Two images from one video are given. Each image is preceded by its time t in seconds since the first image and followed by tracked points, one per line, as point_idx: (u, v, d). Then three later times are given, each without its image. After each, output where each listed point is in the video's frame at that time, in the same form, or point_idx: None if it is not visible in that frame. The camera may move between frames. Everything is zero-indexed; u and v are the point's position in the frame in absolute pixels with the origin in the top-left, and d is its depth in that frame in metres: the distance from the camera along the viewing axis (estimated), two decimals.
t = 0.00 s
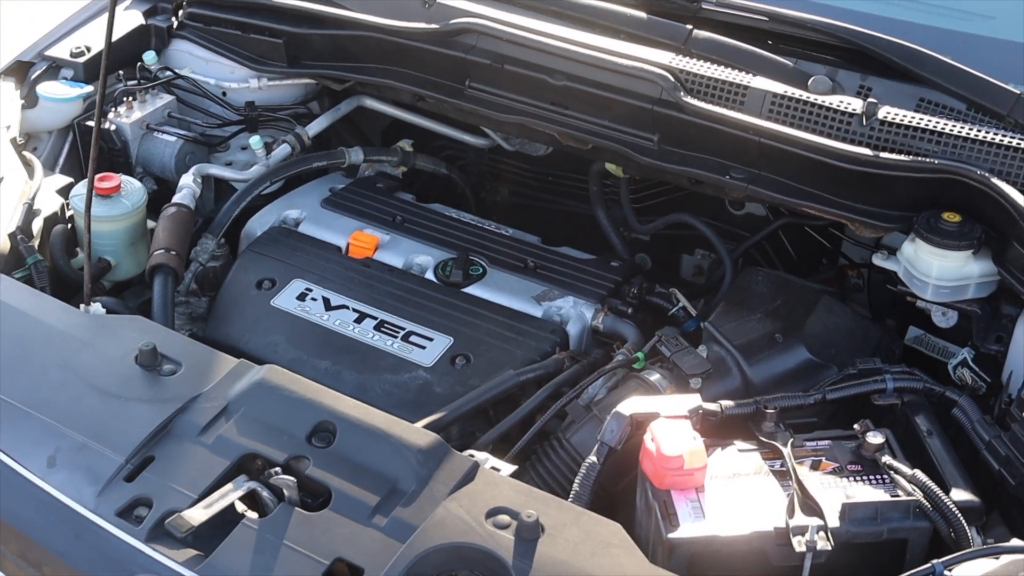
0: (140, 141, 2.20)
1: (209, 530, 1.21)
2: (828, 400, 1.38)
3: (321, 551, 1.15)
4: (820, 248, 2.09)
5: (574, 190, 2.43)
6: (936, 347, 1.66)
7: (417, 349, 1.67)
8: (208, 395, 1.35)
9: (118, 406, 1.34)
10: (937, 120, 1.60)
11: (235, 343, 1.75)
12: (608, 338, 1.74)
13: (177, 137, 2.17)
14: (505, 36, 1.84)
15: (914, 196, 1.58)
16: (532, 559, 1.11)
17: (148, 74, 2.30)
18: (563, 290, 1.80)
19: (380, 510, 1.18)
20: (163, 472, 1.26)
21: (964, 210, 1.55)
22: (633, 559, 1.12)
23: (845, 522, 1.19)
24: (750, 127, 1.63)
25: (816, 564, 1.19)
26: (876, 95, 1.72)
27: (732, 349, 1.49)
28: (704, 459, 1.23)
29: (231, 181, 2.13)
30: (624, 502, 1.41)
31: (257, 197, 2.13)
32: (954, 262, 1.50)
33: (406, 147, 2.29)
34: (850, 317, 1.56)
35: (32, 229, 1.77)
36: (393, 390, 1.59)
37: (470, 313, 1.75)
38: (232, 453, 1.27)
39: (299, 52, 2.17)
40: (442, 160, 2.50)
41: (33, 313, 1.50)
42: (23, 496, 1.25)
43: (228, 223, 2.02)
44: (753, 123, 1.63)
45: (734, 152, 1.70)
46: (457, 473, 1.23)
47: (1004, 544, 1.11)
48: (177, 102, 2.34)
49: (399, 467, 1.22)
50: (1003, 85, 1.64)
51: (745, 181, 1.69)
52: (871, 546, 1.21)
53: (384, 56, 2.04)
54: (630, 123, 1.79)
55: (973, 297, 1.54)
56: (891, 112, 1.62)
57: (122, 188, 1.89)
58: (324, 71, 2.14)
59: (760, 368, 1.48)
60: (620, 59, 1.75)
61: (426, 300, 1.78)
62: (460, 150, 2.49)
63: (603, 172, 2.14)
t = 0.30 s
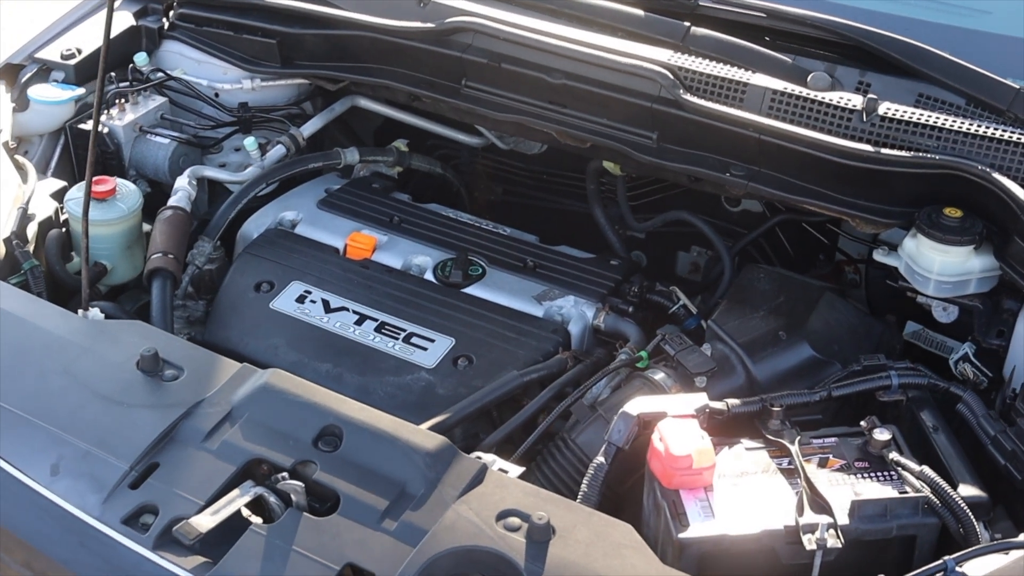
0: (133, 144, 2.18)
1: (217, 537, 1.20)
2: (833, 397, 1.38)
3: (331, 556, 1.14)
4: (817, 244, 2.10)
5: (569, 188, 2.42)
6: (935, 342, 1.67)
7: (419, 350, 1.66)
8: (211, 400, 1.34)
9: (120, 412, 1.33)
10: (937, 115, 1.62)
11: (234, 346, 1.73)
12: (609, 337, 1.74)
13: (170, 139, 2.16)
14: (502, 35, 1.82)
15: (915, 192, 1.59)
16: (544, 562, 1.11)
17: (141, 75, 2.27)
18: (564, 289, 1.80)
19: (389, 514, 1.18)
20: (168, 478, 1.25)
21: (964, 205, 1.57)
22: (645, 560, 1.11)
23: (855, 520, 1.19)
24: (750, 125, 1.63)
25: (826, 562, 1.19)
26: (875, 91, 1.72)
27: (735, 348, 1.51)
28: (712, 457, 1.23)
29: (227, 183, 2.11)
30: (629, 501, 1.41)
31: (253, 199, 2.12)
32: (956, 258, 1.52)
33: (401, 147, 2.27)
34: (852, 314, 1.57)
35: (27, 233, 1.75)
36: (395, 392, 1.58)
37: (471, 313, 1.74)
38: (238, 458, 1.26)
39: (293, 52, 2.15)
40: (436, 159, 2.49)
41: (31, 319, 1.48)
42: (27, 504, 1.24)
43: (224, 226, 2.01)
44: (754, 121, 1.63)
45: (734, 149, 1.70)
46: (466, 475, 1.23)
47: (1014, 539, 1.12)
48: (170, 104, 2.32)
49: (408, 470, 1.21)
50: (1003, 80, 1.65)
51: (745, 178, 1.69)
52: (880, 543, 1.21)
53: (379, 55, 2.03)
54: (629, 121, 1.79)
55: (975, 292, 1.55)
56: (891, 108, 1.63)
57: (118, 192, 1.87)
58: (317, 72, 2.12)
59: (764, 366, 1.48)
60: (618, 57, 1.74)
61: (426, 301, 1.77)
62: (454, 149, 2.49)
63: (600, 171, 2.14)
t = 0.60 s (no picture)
0: (128, 146, 2.16)
1: (229, 544, 1.19)
2: (842, 393, 1.38)
3: (346, 562, 1.13)
4: (815, 240, 2.10)
5: (566, 186, 2.42)
6: (934, 337, 1.69)
7: (424, 352, 1.65)
8: (219, 406, 1.33)
9: (127, 419, 1.32)
10: (939, 110, 1.62)
11: (236, 350, 1.72)
12: (613, 335, 1.74)
13: (166, 142, 2.14)
14: (500, 34, 1.82)
15: (918, 187, 1.60)
16: (561, 564, 1.11)
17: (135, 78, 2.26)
18: (566, 288, 1.80)
19: (403, 519, 1.17)
20: (178, 486, 1.24)
21: (967, 199, 1.58)
22: (662, 561, 1.11)
23: (869, 517, 1.19)
24: (753, 122, 1.63)
25: (840, 559, 1.19)
26: (876, 87, 1.74)
27: (743, 345, 1.51)
28: (724, 456, 1.23)
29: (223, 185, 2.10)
30: (641, 500, 1.41)
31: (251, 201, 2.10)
32: (960, 253, 1.53)
33: (398, 147, 2.26)
34: (857, 310, 1.57)
35: (24, 238, 1.73)
36: (401, 394, 1.58)
37: (474, 313, 1.74)
38: (248, 464, 1.25)
39: (288, 53, 2.13)
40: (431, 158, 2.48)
41: (33, 326, 1.46)
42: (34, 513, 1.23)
43: (223, 229, 1.99)
44: (756, 117, 1.63)
45: (736, 147, 1.70)
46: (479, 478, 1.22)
47: None
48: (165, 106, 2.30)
49: (420, 474, 1.21)
50: (1003, 75, 1.67)
51: (748, 175, 1.70)
52: (893, 540, 1.21)
53: (376, 55, 2.02)
54: (629, 119, 1.78)
55: (979, 287, 1.56)
56: (893, 103, 1.64)
57: (116, 196, 1.85)
58: (313, 72, 2.11)
59: (771, 364, 1.49)
60: (619, 54, 1.73)
61: (428, 301, 1.77)
62: (448, 148, 2.48)
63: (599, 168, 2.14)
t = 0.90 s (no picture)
0: (124, 149, 2.14)
1: (245, 550, 1.18)
2: (853, 390, 1.39)
3: (365, 567, 1.13)
4: (816, 235, 2.11)
5: (565, 185, 2.41)
6: (936, 331, 1.70)
7: (431, 353, 1.65)
8: (229, 411, 1.32)
9: (137, 425, 1.31)
10: (942, 105, 1.63)
11: (240, 354, 1.71)
12: (620, 334, 1.73)
13: (163, 144, 2.13)
14: (501, 32, 1.81)
15: (922, 182, 1.60)
16: (581, 566, 1.10)
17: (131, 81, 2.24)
18: (571, 287, 1.79)
19: (421, 522, 1.16)
20: (191, 492, 1.23)
21: (971, 194, 1.58)
22: (683, 560, 1.11)
23: (886, 513, 1.20)
24: (757, 118, 1.63)
25: (857, 556, 1.20)
26: (878, 83, 1.74)
27: (753, 343, 1.51)
28: (739, 454, 1.23)
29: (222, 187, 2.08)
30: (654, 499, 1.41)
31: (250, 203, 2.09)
32: (966, 248, 1.53)
33: (397, 146, 2.25)
34: (864, 305, 1.57)
35: (25, 243, 1.71)
36: (409, 396, 1.58)
37: (480, 314, 1.73)
38: (262, 469, 1.25)
39: (285, 53, 2.11)
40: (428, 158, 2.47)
41: (38, 331, 1.45)
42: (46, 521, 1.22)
43: (223, 232, 1.98)
44: (760, 114, 1.63)
45: (740, 143, 1.70)
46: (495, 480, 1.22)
47: None
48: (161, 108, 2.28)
49: (436, 477, 1.20)
50: (1004, 69, 1.67)
51: (752, 172, 1.69)
52: (910, 535, 1.22)
53: (375, 54, 2.00)
54: (631, 117, 1.78)
55: (984, 281, 1.57)
56: (896, 99, 1.64)
57: (116, 200, 1.83)
58: (311, 72, 2.08)
59: (782, 361, 1.49)
60: (621, 52, 1.73)
61: (433, 302, 1.76)
62: (444, 147, 2.47)
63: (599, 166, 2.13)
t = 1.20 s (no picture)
0: (122, 151, 2.13)
1: (262, 556, 1.17)
2: (865, 384, 1.39)
3: (385, 571, 1.12)
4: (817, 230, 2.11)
5: (564, 183, 2.40)
6: (937, 324, 1.71)
7: (439, 354, 1.64)
8: (241, 415, 1.31)
9: (149, 431, 1.30)
10: (946, 100, 1.63)
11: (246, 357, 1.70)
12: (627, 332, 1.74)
13: (162, 146, 2.11)
14: (503, 31, 1.80)
15: (928, 177, 1.60)
16: (603, 566, 1.10)
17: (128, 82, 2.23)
18: (577, 285, 1.79)
19: (440, 525, 1.16)
20: (206, 497, 1.22)
21: (977, 188, 1.59)
22: (704, 560, 1.12)
23: (903, 509, 1.20)
24: (763, 114, 1.63)
25: (875, 551, 1.20)
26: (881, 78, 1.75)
27: (764, 339, 1.52)
28: (756, 452, 1.23)
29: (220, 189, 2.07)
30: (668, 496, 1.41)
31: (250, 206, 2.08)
32: (972, 242, 1.54)
33: (397, 146, 2.23)
34: (871, 300, 1.58)
35: (26, 248, 1.70)
36: (418, 397, 1.57)
37: (487, 314, 1.73)
38: (277, 474, 1.24)
39: (282, 53, 2.10)
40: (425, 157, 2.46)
41: (45, 337, 1.44)
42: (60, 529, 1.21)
43: (225, 235, 1.97)
44: (766, 110, 1.63)
45: (745, 140, 1.70)
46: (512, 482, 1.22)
47: None
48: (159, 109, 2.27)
49: (454, 479, 1.20)
50: (1007, 63, 1.67)
51: (757, 168, 1.69)
52: (927, 530, 1.22)
53: (374, 53, 1.99)
54: (635, 114, 1.77)
55: (990, 275, 1.57)
56: (901, 94, 1.64)
57: (119, 203, 1.83)
58: (309, 71, 2.07)
59: (792, 357, 1.50)
60: (624, 49, 1.73)
61: (439, 303, 1.75)
62: (441, 145, 2.46)
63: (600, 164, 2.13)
